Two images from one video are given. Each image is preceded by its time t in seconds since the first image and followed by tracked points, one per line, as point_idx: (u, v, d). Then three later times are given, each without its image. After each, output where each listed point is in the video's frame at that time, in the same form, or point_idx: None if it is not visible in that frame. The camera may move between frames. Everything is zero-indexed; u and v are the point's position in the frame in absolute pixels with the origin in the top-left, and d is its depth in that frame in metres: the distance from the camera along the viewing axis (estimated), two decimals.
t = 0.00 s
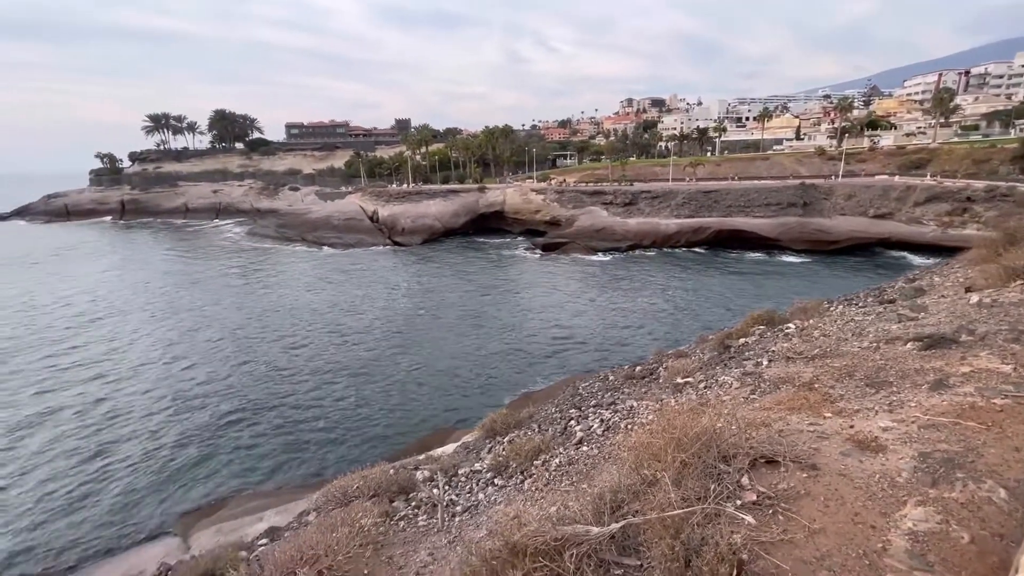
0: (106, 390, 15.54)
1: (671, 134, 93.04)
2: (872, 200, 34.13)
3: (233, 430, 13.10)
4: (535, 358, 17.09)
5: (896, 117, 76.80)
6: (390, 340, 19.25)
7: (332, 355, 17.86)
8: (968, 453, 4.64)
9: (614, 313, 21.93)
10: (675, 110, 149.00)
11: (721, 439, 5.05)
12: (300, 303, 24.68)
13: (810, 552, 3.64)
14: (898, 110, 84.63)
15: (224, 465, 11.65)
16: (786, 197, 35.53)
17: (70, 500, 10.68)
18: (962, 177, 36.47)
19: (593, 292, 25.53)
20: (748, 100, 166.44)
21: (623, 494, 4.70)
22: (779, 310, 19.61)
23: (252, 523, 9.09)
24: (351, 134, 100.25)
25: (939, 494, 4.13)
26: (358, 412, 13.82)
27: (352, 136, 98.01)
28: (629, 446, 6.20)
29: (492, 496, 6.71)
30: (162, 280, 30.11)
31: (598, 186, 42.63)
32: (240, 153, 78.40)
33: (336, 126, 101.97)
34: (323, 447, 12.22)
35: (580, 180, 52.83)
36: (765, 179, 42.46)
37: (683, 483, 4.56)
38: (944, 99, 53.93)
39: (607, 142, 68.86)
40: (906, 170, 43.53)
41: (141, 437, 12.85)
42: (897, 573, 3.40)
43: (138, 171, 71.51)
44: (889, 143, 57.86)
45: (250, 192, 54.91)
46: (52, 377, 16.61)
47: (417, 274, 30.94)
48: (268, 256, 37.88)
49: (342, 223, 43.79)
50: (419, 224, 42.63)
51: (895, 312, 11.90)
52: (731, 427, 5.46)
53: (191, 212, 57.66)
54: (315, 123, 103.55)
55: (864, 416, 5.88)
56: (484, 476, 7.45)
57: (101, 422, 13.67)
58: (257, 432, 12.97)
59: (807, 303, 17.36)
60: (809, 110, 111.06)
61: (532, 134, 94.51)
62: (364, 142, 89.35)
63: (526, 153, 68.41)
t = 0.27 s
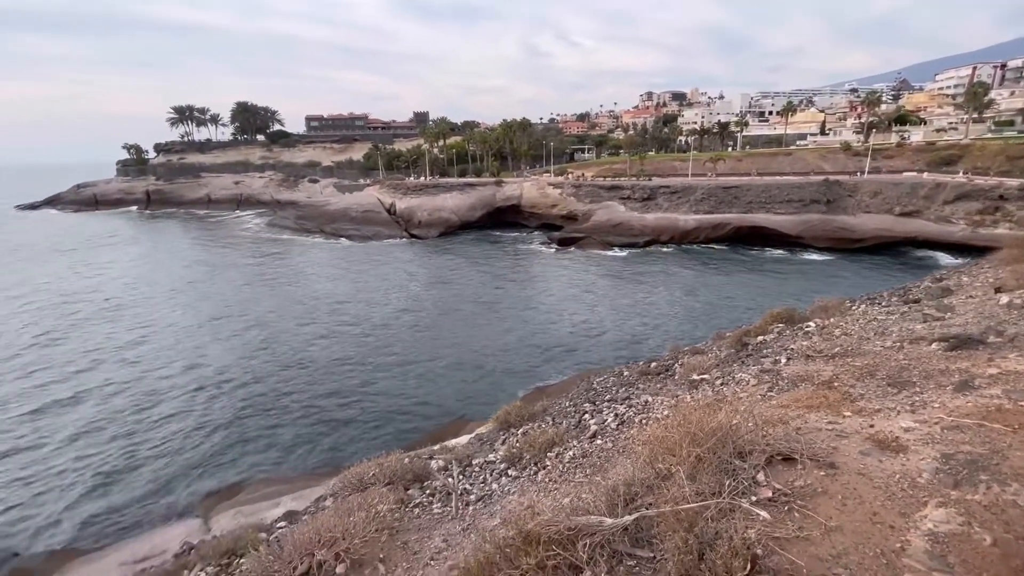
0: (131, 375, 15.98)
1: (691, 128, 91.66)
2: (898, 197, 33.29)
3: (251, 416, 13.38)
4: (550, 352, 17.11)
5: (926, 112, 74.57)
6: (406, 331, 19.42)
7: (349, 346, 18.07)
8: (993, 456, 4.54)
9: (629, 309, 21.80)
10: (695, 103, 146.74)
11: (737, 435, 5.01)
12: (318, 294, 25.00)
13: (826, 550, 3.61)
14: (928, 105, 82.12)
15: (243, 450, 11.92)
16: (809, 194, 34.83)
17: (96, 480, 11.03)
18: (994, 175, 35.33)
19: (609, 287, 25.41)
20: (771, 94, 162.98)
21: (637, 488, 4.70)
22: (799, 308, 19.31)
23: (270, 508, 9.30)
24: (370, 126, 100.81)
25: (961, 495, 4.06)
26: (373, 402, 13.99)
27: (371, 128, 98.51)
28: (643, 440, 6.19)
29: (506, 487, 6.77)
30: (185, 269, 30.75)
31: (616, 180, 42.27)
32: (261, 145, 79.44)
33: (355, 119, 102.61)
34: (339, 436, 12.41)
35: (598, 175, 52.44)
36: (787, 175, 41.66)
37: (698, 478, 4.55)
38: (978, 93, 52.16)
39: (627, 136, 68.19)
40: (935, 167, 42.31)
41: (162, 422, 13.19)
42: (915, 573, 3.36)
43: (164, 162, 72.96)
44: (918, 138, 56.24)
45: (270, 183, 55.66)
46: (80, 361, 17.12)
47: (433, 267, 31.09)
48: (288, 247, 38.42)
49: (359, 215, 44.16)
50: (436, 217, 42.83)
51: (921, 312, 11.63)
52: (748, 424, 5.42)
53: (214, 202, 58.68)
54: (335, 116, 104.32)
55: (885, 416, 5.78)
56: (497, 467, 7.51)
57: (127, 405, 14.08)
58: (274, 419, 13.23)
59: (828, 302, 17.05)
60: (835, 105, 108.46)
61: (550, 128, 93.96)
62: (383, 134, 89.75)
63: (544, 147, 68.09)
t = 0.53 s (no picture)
0: (150, 361, 16.30)
1: (710, 121, 90.23)
2: (923, 193, 32.47)
3: (266, 403, 13.60)
4: (562, 345, 17.10)
5: (954, 106, 72.40)
6: (419, 323, 19.55)
7: (362, 336, 18.24)
8: (1017, 459, 4.42)
9: (642, 304, 21.66)
10: (715, 96, 144.35)
11: (750, 432, 4.96)
12: (333, 284, 25.25)
13: (839, 549, 3.56)
14: (957, 99, 79.69)
15: (258, 436, 12.12)
16: (830, 189, 34.16)
17: (116, 462, 11.31)
18: None
19: (623, 282, 25.26)
20: (793, 86, 159.48)
21: (647, 482, 4.70)
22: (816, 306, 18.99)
23: (283, 493, 9.44)
24: (386, 117, 101.02)
25: (981, 499, 3.97)
26: (386, 391, 14.13)
27: (387, 120, 98.68)
28: (655, 435, 6.17)
29: (516, 478, 6.80)
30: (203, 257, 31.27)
31: (632, 174, 41.86)
32: (279, 135, 80.11)
33: (372, 110, 102.88)
34: (352, 424, 12.57)
35: (614, 168, 52.00)
36: (808, 170, 40.88)
37: (709, 474, 4.52)
38: (1010, 87, 50.40)
39: (644, 129, 67.37)
40: (962, 163, 41.13)
41: (180, 407, 13.48)
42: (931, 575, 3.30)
43: (184, 152, 74.01)
44: (945, 133, 54.68)
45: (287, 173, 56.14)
46: (102, 346, 17.52)
47: (447, 259, 31.17)
48: (303, 237, 38.82)
49: (375, 206, 44.41)
50: (450, 209, 42.93)
51: (943, 311, 11.36)
52: (761, 421, 5.37)
53: (232, 192, 59.40)
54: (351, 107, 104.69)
55: (904, 416, 5.67)
56: (507, 458, 7.54)
57: (147, 390, 14.40)
58: (289, 406, 13.44)
59: (847, 300, 16.74)
60: (859, 98, 105.88)
61: (566, 120, 93.25)
62: (399, 125, 89.92)
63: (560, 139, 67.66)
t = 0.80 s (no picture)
0: (166, 347, 16.58)
1: (725, 114, 88.96)
2: (943, 189, 31.82)
3: (278, 390, 13.79)
4: (572, 338, 17.10)
5: (978, 100, 70.63)
6: (429, 314, 19.65)
7: (373, 326, 18.36)
8: None
9: (653, 298, 21.54)
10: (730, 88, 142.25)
11: (761, 428, 4.92)
12: (344, 274, 25.42)
13: (849, 547, 3.54)
14: (981, 93, 77.71)
15: (270, 423, 12.31)
16: (847, 185, 33.59)
17: (132, 445, 11.54)
18: None
19: (633, 276, 25.15)
20: (811, 79, 156.55)
21: (656, 476, 4.69)
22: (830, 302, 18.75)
23: (294, 478, 9.59)
24: (399, 108, 100.95)
25: (997, 500, 3.90)
26: (396, 381, 14.24)
27: (399, 110, 98.60)
28: (664, 428, 6.15)
29: (525, 468, 6.83)
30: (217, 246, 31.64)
31: (645, 167, 41.47)
32: (292, 125, 80.45)
33: (384, 100, 102.80)
34: (362, 413, 12.70)
35: (627, 161, 51.57)
36: (825, 164, 40.21)
37: (719, 469, 4.50)
38: None
39: (657, 121, 66.65)
40: (984, 159, 40.19)
41: (194, 393, 13.71)
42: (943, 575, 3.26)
43: (198, 141, 74.67)
44: (968, 128, 53.40)
45: (300, 163, 56.46)
46: (119, 332, 17.85)
47: (457, 250, 31.21)
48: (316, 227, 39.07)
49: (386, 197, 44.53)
50: (461, 201, 42.93)
51: (961, 310, 11.17)
52: (773, 417, 5.32)
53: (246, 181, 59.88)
54: (364, 97, 104.67)
55: (919, 415, 5.59)
56: (516, 449, 7.57)
57: (162, 376, 14.66)
58: (300, 394, 13.60)
59: (862, 297, 16.51)
60: (879, 91, 103.68)
61: (580, 112, 92.48)
62: (411, 116, 89.79)
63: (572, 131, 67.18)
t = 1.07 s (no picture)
0: (177, 335, 16.80)
1: (737, 106, 87.86)
2: (958, 185, 31.32)
3: (287, 378, 13.94)
4: (578, 331, 17.11)
5: (997, 94, 69.23)
6: (436, 304, 19.74)
7: (380, 316, 18.47)
8: None
9: (661, 292, 21.48)
10: (742, 80, 140.56)
11: (769, 422, 4.92)
12: (352, 264, 25.54)
13: (857, 542, 3.53)
14: (1000, 87, 76.16)
15: (279, 410, 12.46)
16: (860, 179, 33.19)
17: (144, 431, 11.74)
18: None
19: (642, 269, 25.04)
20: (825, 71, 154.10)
21: (664, 468, 4.71)
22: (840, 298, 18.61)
23: (303, 465, 9.72)
24: (407, 99, 100.70)
25: (1008, 498, 3.88)
26: (402, 371, 14.34)
27: (408, 101, 98.40)
28: (672, 422, 6.15)
29: (531, 459, 6.87)
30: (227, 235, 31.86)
31: (655, 160, 41.15)
32: (301, 115, 80.49)
33: (393, 91, 102.58)
34: (370, 402, 12.80)
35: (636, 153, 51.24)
36: (837, 158, 39.70)
37: (727, 462, 4.52)
38: None
39: (668, 113, 65.95)
40: (1002, 154, 39.43)
41: (205, 380, 13.90)
42: (952, 572, 3.25)
43: (208, 130, 74.98)
44: (985, 122, 52.45)
45: (309, 153, 56.56)
46: (131, 319, 18.10)
47: (465, 242, 31.22)
48: (324, 217, 39.20)
49: (394, 187, 44.58)
50: (469, 192, 42.91)
51: (974, 308, 11.05)
52: (780, 412, 5.32)
53: (255, 171, 60.11)
54: (372, 87, 104.47)
55: (930, 413, 5.55)
56: (523, 439, 7.61)
57: (173, 363, 14.87)
58: (308, 382, 13.77)
59: (873, 293, 16.35)
60: (894, 83, 101.79)
61: (589, 104, 91.73)
62: (420, 107, 89.54)
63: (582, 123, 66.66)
